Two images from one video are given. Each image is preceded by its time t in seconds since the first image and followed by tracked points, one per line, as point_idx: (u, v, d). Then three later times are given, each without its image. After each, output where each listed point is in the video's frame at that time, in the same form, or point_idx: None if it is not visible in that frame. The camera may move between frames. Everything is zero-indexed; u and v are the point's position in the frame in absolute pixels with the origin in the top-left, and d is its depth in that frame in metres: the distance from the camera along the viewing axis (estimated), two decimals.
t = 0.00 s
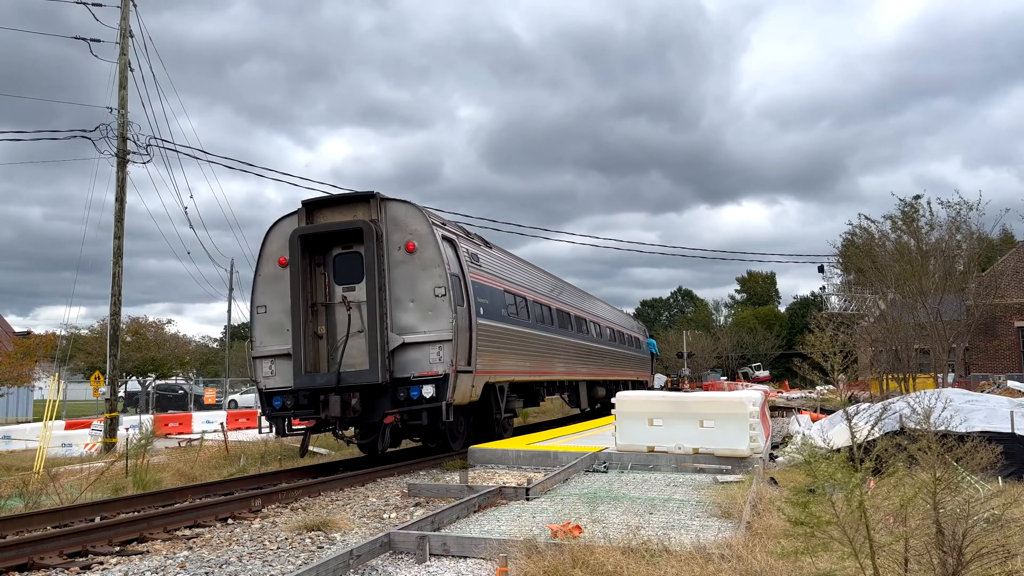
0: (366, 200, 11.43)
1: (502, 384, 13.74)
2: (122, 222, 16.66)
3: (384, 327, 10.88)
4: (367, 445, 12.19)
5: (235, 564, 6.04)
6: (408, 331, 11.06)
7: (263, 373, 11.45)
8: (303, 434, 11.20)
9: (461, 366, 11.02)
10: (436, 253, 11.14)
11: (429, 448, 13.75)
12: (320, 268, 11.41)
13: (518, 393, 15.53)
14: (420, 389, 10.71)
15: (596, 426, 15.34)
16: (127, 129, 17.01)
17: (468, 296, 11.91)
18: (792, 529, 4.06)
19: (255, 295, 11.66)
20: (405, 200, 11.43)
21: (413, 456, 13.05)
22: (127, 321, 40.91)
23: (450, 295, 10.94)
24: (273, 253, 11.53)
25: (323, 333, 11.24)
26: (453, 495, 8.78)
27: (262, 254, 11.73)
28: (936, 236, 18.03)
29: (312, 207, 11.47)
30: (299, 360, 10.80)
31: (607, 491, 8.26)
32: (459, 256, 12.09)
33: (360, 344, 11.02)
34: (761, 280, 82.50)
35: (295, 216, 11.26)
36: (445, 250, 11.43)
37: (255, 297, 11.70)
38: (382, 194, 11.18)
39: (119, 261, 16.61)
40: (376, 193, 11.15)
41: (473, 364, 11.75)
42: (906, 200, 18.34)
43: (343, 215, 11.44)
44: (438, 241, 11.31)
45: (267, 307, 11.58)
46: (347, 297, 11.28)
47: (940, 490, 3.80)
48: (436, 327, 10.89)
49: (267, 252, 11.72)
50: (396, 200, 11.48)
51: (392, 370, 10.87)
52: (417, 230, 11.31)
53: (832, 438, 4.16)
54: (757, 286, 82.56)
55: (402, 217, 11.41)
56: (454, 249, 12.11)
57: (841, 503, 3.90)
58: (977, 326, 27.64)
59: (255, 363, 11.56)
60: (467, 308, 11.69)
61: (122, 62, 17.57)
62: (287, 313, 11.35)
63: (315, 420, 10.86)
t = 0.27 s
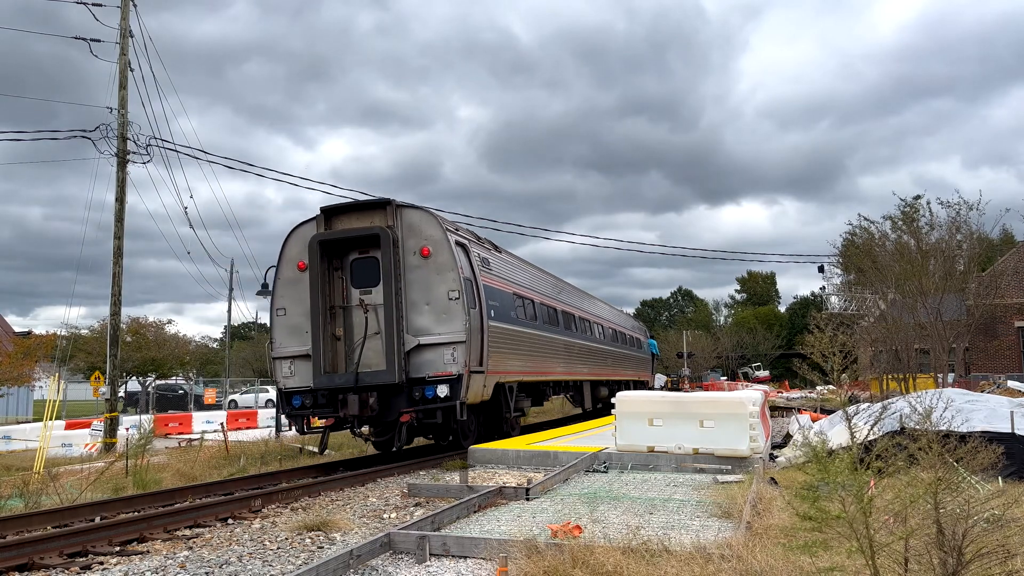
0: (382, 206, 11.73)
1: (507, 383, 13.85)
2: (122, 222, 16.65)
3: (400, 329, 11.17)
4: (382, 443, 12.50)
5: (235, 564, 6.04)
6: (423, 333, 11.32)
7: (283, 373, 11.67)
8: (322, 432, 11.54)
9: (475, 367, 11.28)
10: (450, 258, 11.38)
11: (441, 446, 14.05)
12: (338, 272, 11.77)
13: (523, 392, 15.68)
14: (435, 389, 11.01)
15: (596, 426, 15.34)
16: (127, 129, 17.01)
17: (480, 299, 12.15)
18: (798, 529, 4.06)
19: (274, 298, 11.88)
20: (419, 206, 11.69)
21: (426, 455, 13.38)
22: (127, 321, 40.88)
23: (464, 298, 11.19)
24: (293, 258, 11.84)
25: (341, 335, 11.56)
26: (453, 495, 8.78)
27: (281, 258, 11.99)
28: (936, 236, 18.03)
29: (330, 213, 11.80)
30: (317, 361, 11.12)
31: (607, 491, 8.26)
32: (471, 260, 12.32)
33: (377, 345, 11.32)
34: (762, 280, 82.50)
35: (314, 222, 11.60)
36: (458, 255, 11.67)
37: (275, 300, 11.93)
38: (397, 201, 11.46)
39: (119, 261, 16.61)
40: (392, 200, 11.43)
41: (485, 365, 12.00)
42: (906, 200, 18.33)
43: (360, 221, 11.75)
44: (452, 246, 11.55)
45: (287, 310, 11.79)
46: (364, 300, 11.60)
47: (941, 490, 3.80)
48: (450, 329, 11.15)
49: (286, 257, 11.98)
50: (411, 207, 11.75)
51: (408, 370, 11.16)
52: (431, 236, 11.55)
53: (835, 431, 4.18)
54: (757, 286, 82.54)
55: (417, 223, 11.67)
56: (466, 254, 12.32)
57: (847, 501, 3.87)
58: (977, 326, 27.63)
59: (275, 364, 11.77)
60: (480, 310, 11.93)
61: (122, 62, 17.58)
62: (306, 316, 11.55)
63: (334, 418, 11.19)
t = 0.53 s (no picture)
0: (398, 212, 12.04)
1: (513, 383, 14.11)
2: (122, 222, 16.66)
3: (415, 331, 11.47)
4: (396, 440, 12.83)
5: (235, 564, 6.04)
6: (437, 334, 11.63)
7: (301, 373, 11.95)
8: (341, 430, 11.86)
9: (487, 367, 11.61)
10: (463, 263, 11.70)
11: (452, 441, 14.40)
12: (355, 276, 12.06)
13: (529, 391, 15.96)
14: (449, 389, 11.30)
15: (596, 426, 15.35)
16: (128, 129, 17.02)
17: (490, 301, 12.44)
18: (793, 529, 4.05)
19: (293, 302, 12.15)
20: (434, 212, 12.00)
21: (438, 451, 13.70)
22: (127, 321, 40.82)
23: (477, 301, 11.51)
24: (311, 263, 12.14)
25: (358, 336, 11.83)
26: (453, 495, 8.78)
27: (300, 262, 12.29)
28: (936, 236, 18.03)
29: (347, 219, 12.11)
30: (336, 362, 11.40)
31: (607, 491, 8.26)
32: (482, 264, 12.64)
33: (393, 346, 11.61)
34: (762, 280, 82.52)
35: (331, 228, 11.93)
36: (471, 259, 12.00)
37: (293, 303, 12.21)
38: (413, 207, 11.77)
39: (119, 261, 16.61)
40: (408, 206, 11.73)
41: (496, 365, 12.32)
42: (906, 200, 18.34)
43: (376, 227, 12.05)
44: (465, 250, 11.87)
45: (306, 312, 12.07)
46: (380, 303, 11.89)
47: (940, 490, 3.80)
48: (463, 331, 11.47)
49: (304, 261, 12.27)
50: (426, 213, 12.06)
51: (423, 370, 11.45)
52: (445, 241, 11.86)
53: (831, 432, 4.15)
54: (757, 286, 82.54)
55: (431, 228, 11.97)
56: (476, 257, 12.57)
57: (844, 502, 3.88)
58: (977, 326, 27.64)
59: (293, 364, 12.06)
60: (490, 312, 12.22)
61: (122, 62, 17.58)
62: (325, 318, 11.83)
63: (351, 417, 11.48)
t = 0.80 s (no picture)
0: (413, 219, 12.61)
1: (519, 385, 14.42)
2: (122, 222, 16.66)
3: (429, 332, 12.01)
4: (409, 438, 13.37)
5: (235, 564, 6.04)
6: (450, 335, 12.15)
7: (319, 373, 12.47)
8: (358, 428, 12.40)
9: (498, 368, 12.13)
10: (476, 267, 12.23)
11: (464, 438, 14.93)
12: (371, 280, 12.60)
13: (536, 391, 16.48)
14: (462, 388, 11.84)
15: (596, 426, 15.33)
16: (128, 129, 17.03)
17: (501, 304, 12.89)
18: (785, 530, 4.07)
19: (310, 305, 12.62)
20: (447, 219, 12.56)
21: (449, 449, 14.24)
22: (127, 322, 40.76)
23: (489, 303, 12.03)
24: (328, 267, 12.64)
25: (375, 337, 12.40)
26: (453, 495, 8.78)
27: (317, 266, 12.81)
28: (936, 236, 18.02)
29: (364, 226, 12.67)
30: (353, 362, 11.94)
31: (607, 491, 8.26)
32: (493, 269, 13.12)
33: (409, 347, 12.16)
34: (762, 280, 82.48)
35: (349, 233, 12.45)
36: (483, 264, 12.53)
37: (311, 306, 12.70)
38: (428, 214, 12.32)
39: (119, 261, 16.61)
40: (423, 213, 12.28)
41: (506, 366, 12.83)
42: (906, 200, 18.33)
43: (392, 233, 12.61)
44: (477, 256, 12.40)
45: (323, 314, 12.57)
46: (395, 305, 12.43)
47: (941, 490, 3.79)
48: (476, 332, 11.99)
49: (322, 265, 12.79)
50: (439, 220, 12.61)
51: (437, 370, 11.99)
52: (458, 246, 12.40)
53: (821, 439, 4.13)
54: (757, 286, 82.51)
55: (445, 235, 12.52)
56: (487, 262, 12.98)
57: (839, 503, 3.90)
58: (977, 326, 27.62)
59: (311, 365, 12.57)
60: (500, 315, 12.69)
61: (122, 62, 17.58)
62: (342, 320, 12.35)
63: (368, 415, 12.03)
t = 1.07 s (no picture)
0: (427, 224, 12.85)
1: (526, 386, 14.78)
2: (122, 222, 16.66)
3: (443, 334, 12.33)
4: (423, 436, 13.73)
5: (235, 565, 6.04)
6: (463, 337, 12.48)
7: (336, 373, 12.82)
8: (374, 426, 12.77)
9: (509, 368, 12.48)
10: (488, 271, 12.52)
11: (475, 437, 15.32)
12: (386, 283, 12.89)
13: (544, 391, 17.03)
14: (475, 388, 12.19)
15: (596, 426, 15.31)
16: (128, 128, 17.03)
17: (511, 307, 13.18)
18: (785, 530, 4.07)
19: (328, 308, 12.95)
20: (460, 224, 12.79)
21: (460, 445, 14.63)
22: (127, 322, 40.75)
23: (500, 306, 12.33)
24: (344, 271, 12.94)
25: (390, 339, 12.72)
26: (453, 495, 8.78)
27: (334, 270, 13.12)
28: (936, 236, 18.02)
29: (379, 230, 12.92)
30: (369, 363, 12.27)
31: (607, 491, 8.25)
32: (504, 273, 13.41)
33: (423, 348, 12.49)
34: (762, 280, 82.47)
35: (364, 238, 12.72)
36: (495, 268, 12.81)
37: (328, 309, 13.04)
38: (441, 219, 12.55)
39: (119, 261, 16.61)
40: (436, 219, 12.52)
41: (516, 366, 13.19)
42: (906, 200, 18.33)
43: (406, 238, 12.87)
44: (488, 260, 12.70)
45: (340, 317, 12.90)
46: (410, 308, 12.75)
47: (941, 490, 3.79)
48: (487, 334, 12.32)
49: (338, 269, 13.09)
50: (452, 224, 12.85)
51: (450, 370, 12.34)
52: (470, 251, 12.67)
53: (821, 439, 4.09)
54: (757, 286, 82.51)
55: (457, 239, 12.76)
56: (497, 266, 13.23)
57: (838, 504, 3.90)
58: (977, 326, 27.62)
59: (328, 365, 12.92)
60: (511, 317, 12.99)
61: (122, 62, 17.59)
62: (359, 322, 12.67)
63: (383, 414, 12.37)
